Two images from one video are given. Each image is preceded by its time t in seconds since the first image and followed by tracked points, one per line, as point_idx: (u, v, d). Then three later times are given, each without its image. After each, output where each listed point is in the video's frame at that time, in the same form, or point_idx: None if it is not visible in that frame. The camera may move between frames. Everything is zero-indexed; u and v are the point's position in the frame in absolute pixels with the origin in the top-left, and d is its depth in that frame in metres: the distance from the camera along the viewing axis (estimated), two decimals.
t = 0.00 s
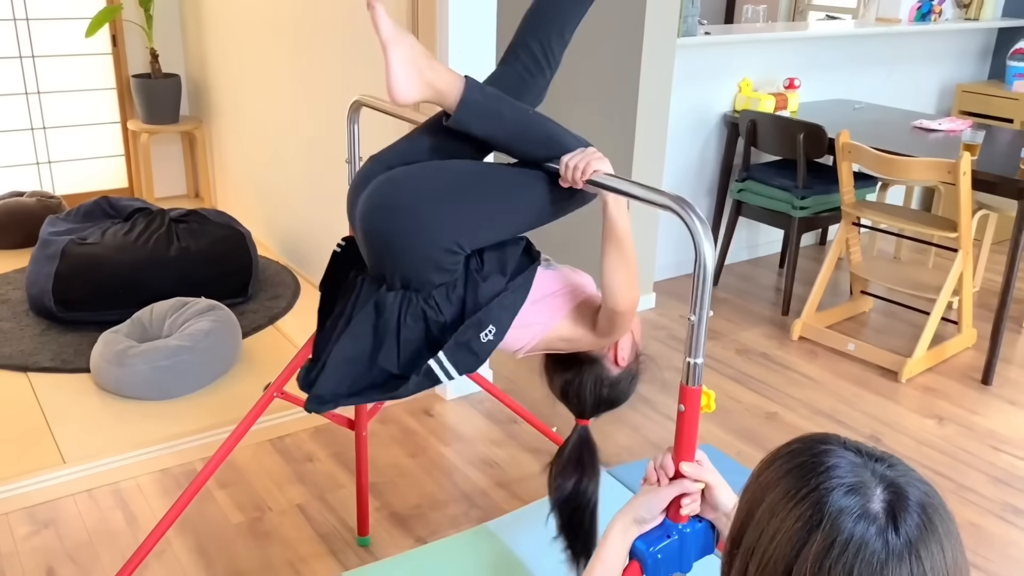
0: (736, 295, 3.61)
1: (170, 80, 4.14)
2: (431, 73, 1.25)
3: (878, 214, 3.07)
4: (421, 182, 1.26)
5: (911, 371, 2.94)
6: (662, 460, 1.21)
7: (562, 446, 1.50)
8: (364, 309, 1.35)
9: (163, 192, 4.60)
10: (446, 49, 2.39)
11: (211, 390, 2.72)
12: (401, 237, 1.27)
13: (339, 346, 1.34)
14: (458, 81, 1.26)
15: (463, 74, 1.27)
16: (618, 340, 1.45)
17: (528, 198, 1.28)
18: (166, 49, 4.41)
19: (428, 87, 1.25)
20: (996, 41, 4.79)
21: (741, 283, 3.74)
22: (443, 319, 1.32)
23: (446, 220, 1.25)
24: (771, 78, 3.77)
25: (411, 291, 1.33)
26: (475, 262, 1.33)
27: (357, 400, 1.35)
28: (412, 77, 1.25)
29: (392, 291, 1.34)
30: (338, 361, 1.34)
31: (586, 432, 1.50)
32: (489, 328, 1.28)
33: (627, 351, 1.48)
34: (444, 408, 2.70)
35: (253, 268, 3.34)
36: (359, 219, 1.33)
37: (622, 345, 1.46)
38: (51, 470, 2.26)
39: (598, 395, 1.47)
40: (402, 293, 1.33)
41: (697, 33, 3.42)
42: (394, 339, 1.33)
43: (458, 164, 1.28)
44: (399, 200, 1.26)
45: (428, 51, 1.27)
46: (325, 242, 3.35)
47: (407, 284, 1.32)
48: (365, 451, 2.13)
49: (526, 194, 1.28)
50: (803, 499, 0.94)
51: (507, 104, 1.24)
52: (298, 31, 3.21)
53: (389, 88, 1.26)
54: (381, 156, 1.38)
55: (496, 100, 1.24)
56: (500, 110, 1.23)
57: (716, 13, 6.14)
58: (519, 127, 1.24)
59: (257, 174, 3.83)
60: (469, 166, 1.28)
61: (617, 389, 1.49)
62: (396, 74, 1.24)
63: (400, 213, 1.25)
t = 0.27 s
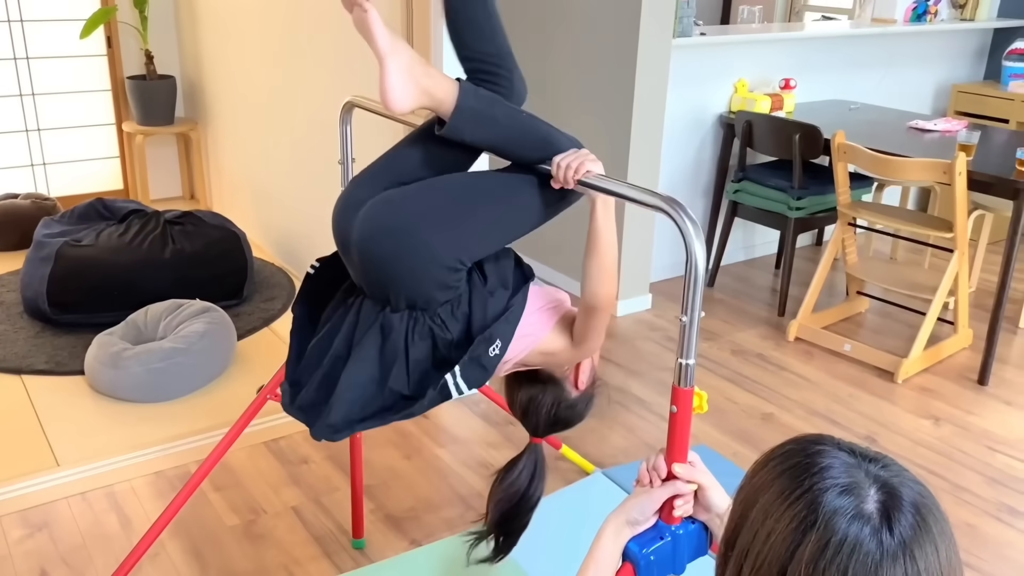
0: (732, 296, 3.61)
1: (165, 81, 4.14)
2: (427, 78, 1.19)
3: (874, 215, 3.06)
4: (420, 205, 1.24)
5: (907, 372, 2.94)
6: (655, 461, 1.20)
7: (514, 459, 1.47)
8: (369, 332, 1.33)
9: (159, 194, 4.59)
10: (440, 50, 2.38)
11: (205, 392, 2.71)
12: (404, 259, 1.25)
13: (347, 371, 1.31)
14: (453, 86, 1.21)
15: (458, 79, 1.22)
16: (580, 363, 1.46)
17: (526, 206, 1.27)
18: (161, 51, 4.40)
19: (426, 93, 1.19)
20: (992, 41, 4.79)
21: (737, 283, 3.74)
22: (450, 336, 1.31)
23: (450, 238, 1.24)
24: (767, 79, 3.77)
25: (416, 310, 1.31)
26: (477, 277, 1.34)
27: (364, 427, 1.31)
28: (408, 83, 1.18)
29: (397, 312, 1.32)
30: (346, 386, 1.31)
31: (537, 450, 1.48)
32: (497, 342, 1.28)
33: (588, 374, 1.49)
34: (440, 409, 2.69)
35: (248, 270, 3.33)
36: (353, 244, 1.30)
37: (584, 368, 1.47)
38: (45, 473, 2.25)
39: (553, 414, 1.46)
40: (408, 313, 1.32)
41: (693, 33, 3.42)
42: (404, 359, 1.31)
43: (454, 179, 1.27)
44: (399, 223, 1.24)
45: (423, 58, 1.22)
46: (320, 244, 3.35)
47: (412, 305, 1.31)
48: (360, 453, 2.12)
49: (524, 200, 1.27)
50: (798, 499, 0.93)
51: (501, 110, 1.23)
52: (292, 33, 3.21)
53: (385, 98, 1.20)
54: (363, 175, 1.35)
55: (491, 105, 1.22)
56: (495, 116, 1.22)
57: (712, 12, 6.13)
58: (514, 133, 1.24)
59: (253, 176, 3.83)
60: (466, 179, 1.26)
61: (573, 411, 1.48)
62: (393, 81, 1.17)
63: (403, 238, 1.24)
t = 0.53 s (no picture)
0: (730, 297, 3.61)
1: (162, 82, 4.14)
2: (406, 117, 1.11)
3: (871, 216, 3.07)
4: (438, 249, 1.11)
5: (905, 373, 2.95)
6: (653, 462, 1.21)
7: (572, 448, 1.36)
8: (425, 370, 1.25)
9: (157, 195, 4.59)
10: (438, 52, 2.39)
11: (204, 393, 2.71)
12: (438, 305, 1.14)
13: (416, 407, 1.26)
14: (430, 117, 1.13)
15: (430, 109, 1.14)
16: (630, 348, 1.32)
17: (531, 217, 1.17)
18: (158, 52, 4.40)
19: (406, 132, 1.11)
20: (989, 42, 4.80)
21: (735, 284, 3.75)
22: (499, 348, 1.23)
23: (480, 270, 1.13)
24: (764, 80, 3.77)
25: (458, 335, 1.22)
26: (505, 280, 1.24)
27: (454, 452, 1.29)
28: (387, 127, 1.09)
29: (443, 341, 1.23)
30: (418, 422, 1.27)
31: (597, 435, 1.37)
32: (544, 336, 1.22)
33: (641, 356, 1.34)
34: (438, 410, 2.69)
35: (246, 271, 3.34)
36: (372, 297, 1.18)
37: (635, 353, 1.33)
38: (44, 474, 2.25)
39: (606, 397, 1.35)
40: (454, 339, 1.23)
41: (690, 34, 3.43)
42: (465, 381, 1.24)
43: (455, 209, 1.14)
44: (426, 274, 1.12)
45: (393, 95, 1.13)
46: (318, 245, 3.35)
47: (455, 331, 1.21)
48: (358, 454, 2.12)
49: (529, 213, 1.16)
50: (793, 498, 0.94)
51: (489, 126, 1.15)
52: (290, 35, 3.21)
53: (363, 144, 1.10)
54: (346, 234, 1.18)
55: (476, 123, 1.14)
56: (480, 137, 1.14)
57: (709, 13, 6.14)
58: (506, 147, 1.15)
59: (251, 178, 3.83)
60: (468, 207, 1.14)
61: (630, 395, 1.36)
62: (373, 127, 1.08)
63: (436, 287, 1.12)
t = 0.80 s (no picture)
0: (727, 298, 3.61)
1: (159, 84, 4.13)
2: (398, 165, 1.15)
3: (868, 216, 3.07)
4: (461, 290, 1.11)
5: (902, 373, 2.95)
6: (650, 463, 1.19)
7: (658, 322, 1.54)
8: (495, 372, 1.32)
9: (154, 197, 4.59)
10: (434, 54, 2.38)
11: (200, 395, 2.71)
12: (482, 334, 1.17)
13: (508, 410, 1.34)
14: (422, 157, 1.16)
15: (422, 146, 1.17)
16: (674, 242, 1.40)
17: (535, 221, 1.15)
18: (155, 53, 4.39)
19: (401, 178, 1.16)
20: (985, 43, 4.81)
21: (733, 285, 3.75)
22: (547, 330, 1.26)
23: (511, 288, 1.14)
24: (761, 80, 3.78)
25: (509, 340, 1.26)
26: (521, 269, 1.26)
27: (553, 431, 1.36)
28: (381, 182, 1.16)
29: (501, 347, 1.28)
30: (514, 418, 1.36)
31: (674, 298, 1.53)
32: (579, 300, 1.27)
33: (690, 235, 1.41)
34: (436, 412, 2.69)
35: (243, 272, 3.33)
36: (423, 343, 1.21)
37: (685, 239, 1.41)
38: (41, 476, 2.24)
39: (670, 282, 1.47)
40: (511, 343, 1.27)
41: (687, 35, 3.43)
42: (535, 372, 1.30)
43: (461, 241, 1.13)
44: (464, 318, 1.13)
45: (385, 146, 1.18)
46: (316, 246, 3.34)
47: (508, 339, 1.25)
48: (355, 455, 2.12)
49: (529, 221, 1.15)
50: (786, 500, 0.94)
51: (476, 152, 1.14)
52: (286, 36, 3.21)
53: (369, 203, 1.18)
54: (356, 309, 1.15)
55: (467, 154, 1.14)
56: (471, 161, 1.14)
57: (706, 14, 6.14)
58: (499, 170, 1.15)
59: (248, 179, 3.82)
60: (473, 234, 1.13)
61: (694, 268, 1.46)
62: (369, 188, 1.15)
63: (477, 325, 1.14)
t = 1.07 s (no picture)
0: (726, 298, 3.61)
1: (157, 85, 4.13)
2: (421, 213, 1.17)
3: (867, 217, 3.07)
4: (505, 306, 1.22)
5: (900, 373, 2.95)
6: (649, 464, 1.19)
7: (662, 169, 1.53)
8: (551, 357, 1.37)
9: (152, 198, 4.58)
10: (433, 55, 2.39)
11: (198, 396, 2.70)
12: (531, 330, 1.26)
13: (574, 382, 1.39)
14: (436, 193, 1.18)
15: (434, 187, 1.19)
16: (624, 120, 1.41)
17: (542, 227, 1.25)
18: (153, 54, 4.39)
19: (428, 223, 1.17)
20: (983, 43, 4.82)
21: (731, 285, 3.75)
22: (582, 293, 1.35)
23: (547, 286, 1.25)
24: (759, 81, 3.78)
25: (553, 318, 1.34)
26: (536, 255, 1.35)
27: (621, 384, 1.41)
28: (409, 237, 1.17)
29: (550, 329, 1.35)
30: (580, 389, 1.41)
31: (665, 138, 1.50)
32: (596, 257, 1.37)
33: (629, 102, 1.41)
34: (435, 412, 2.69)
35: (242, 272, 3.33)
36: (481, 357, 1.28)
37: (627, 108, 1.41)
38: (39, 477, 2.24)
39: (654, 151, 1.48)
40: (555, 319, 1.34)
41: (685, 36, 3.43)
42: (586, 338, 1.36)
43: (485, 262, 1.22)
44: (516, 327, 1.24)
45: (403, 199, 1.20)
46: (314, 247, 3.34)
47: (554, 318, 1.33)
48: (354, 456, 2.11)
49: (532, 222, 1.24)
50: (785, 502, 0.94)
51: (489, 165, 1.18)
52: (284, 36, 3.21)
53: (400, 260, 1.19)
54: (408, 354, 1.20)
55: (483, 170, 1.17)
56: (487, 181, 1.17)
57: (704, 15, 6.15)
58: (517, 178, 1.19)
59: (246, 180, 3.82)
60: (495, 254, 1.22)
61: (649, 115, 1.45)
62: (400, 246, 1.17)
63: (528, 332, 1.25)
